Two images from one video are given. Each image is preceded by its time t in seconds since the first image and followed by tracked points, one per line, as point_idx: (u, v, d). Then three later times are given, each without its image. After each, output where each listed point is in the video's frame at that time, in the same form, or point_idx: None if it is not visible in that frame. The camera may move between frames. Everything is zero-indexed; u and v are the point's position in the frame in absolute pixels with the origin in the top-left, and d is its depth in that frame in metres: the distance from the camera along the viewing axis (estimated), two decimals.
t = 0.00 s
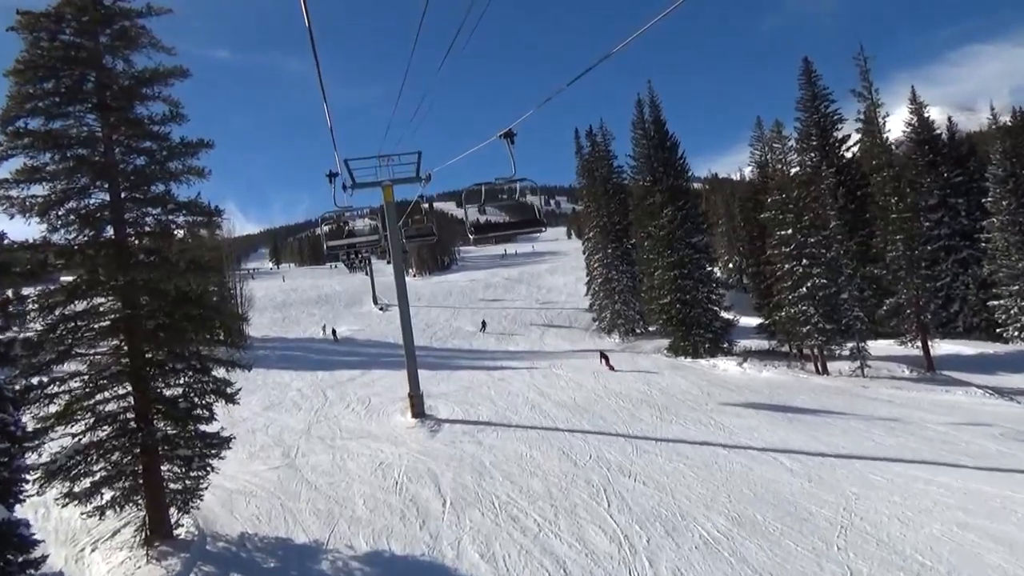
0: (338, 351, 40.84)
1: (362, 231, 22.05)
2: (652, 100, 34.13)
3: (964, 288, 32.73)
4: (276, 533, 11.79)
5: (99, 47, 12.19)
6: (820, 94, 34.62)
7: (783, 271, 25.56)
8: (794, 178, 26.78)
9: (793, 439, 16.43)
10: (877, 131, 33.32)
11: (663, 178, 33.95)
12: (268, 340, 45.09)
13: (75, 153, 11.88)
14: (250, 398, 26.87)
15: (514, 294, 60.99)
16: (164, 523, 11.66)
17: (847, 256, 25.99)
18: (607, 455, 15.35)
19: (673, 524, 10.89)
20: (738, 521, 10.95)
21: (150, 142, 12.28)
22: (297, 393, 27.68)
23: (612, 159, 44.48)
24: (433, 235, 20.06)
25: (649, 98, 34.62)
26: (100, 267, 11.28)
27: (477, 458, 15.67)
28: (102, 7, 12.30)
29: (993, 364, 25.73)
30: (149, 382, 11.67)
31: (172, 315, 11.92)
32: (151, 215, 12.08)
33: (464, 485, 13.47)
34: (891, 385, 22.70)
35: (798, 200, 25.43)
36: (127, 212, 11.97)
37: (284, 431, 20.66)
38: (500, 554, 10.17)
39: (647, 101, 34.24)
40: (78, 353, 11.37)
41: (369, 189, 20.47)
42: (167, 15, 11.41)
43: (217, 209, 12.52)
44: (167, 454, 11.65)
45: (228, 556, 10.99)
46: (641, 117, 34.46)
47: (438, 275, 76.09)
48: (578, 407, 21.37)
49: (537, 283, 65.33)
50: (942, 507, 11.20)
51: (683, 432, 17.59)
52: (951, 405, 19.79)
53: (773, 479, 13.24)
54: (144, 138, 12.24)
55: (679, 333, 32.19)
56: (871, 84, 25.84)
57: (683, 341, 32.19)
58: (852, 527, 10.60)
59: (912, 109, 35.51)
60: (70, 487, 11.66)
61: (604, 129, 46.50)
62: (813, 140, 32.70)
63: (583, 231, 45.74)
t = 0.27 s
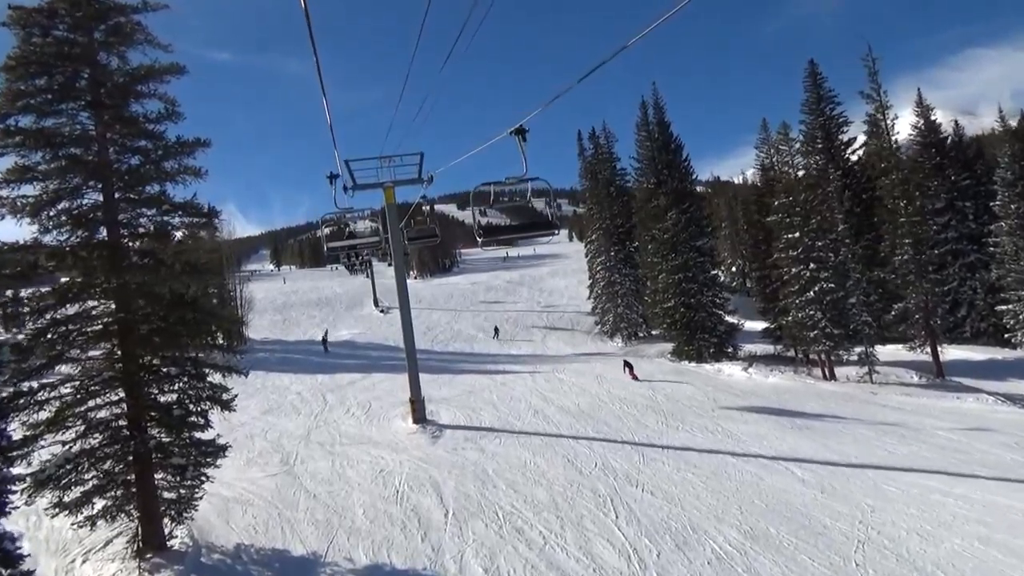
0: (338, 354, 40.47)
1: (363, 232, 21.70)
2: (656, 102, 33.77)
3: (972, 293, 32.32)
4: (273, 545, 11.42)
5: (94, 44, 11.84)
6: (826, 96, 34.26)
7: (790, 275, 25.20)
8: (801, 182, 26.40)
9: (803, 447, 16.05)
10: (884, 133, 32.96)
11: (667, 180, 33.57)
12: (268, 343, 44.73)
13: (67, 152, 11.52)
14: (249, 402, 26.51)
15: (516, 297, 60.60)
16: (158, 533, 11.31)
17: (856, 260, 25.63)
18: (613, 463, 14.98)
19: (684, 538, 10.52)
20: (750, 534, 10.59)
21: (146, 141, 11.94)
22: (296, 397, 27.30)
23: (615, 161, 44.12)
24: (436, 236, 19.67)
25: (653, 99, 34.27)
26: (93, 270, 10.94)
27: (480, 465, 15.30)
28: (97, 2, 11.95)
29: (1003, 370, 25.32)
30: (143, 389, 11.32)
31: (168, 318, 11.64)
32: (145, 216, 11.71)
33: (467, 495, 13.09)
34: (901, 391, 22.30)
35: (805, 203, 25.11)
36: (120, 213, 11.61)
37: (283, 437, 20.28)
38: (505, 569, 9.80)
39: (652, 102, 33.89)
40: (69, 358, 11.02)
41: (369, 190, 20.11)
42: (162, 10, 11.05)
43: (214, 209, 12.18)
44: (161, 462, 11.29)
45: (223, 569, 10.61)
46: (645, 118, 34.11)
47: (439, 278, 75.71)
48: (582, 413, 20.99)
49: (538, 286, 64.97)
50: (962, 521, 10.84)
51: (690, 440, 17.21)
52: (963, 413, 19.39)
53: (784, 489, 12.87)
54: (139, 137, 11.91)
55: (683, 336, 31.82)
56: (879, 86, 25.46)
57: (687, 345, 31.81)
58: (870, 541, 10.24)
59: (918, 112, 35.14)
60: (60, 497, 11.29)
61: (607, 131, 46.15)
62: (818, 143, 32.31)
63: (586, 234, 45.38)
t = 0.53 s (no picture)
0: (338, 355, 40.12)
1: (363, 231, 21.34)
2: (661, 102, 33.41)
3: (979, 296, 31.94)
4: (270, 555, 11.07)
5: (87, 38, 11.48)
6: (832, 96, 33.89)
7: (797, 278, 24.87)
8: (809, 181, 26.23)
9: (813, 454, 15.69)
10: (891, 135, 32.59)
11: (671, 181, 33.20)
12: (268, 344, 44.38)
13: (59, 150, 11.17)
14: (248, 404, 26.16)
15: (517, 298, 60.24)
16: (151, 543, 10.96)
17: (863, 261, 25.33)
18: (619, 470, 14.63)
19: (696, 551, 10.18)
20: (764, 547, 10.25)
21: (140, 138, 11.58)
22: (295, 400, 26.95)
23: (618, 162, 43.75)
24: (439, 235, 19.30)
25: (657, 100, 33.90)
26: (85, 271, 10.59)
27: (483, 472, 14.95)
28: None
29: (1013, 374, 24.94)
30: (137, 394, 10.98)
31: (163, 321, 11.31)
32: (139, 215, 11.37)
33: (470, 503, 12.74)
34: (910, 396, 21.94)
35: (813, 204, 24.96)
36: (113, 212, 11.26)
37: (282, 440, 19.94)
38: None
39: (656, 102, 33.52)
40: (60, 362, 10.67)
41: (370, 190, 19.77)
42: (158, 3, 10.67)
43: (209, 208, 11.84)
44: (155, 470, 10.94)
45: None
46: (649, 119, 33.75)
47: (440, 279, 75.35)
48: (586, 417, 20.63)
49: (540, 287, 64.63)
50: (983, 533, 10.50)
51: (697, 446, 16.84)
52: (974, 419, 19.03)
53: (796, 499, 12.52)
54: (133, 134, 11.55)
55: (687, 339, 31.47)
56: (888, 86, 25.08)
57: (691, 348, 31.44)
58: (888, 555, 9.90)
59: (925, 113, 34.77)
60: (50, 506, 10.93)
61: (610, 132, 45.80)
62: (824, 144, 31.95)
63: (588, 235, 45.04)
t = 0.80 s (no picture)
0: (338, 356, 39.75)
1: (363, 230, 20.99)
2: (665, 101, 33.05)
3: (986, 298, 31.57)
4: (266, 565, 10.72)
5: (80, 31, 11.13)
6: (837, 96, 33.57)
7: (804, 279, 24.55)
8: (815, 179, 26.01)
9: (823, 459, 15.35)
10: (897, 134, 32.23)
11: (675, 181, 32.84)
12: (267, 345, 44.03)
13: (49, 146, 10.81)
14: (246, 406, 25.81)
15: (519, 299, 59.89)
16: (142, 553, 10.61)
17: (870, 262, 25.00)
18: (624, 476, 14.29)
19: (707, 563, 9.85)
20: (777, 558, 9.92)
21: (134, 133, 11.23)
22: (294, 401, 26.60)
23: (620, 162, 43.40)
24: (440, 233, 18.94)
25: (661, 99, 33.55)
26: (76, 271, 10.25)
27: (485, 477, 14.61)
28: None
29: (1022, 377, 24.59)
30: (129, 398, 10.65)
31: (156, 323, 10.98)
32: (132, 214, 11.04)
33: (472, 510, 12.39)
34: (919, 400, 21.58)
35: (820, 204, 24.79)
36: (104, 210, 10.91)
37: (280, 443, 19.59)
38: None
39: (660, 101, 33.16)
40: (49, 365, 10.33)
41: (371, 188, 19.43)
42: None
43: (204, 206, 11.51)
44: (146, 478, 10.57)
45: None
46: (653, 118, 33.40)
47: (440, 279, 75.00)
48: (589, 421, 20.28)
49: (541, 288, 64.26)
50: (1003, 545, 10.17)
51: (703, 451, 16.49)
52: (986, 424, 18.68)
53: (807, 507, 12.19)
54: (126, 130, 11.22)
55: (691, 341, 31.11)
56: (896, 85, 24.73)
57: (695, 350, 31.08)
58: (906, 567, 9.58)
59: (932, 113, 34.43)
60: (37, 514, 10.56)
61: (612, 131, 45.46)
62: (830, 143, 31.58)
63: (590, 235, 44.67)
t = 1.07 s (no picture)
0: (337, 356, 39.40)
1: (362, 228, 20.65)
2: (668, 99, 32.69)
3: (992, 299, 31.27)
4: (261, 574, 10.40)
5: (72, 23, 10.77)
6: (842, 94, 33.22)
7: (809, 280, 24.22)
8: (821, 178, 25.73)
9: (832, 465, 15.04)
10: (902, 134, 31.92)
11: (678, 180, 32.49)
12: (265, 344, 43.64)
13: (39, 140, 10.44)
14: (243, 407, 25.45)
15: (519, 298, 59.55)
16: (134, 562, 10.23)
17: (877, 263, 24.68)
18: (629, 481, 13.95)
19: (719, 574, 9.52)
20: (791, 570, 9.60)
21: (127, 128, 10.87)
22: (292, 402, 26.27)
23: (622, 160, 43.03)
24: (442, 231, 18.61)
25: (664, 97, 33.19)
26: (65, 270, 9.88)
27: (487, 482, 14.27)
28: None
29: None
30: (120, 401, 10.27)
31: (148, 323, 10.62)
32: (123, 211, 10.67)
33: (473, 517, 12.06)
34: (927, 403, 21.25)
35: (828, 204, 24.66)
36: (96, 207, 10.54)
37: (277, 445, 19.25)
38: None
39: (663, 100, 32.79)
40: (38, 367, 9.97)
41: (371, 186, 19.09)
42: None
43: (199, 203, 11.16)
44: (138, 484, 10.19)
45: None
46: (656, 117, 33.04)
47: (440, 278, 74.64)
48: (592, 423, 19.94)
49: (541, 287, 63.92)
50: None
51: (709, 455, 16.15)
52: (996, 428, 18.38)
53: (818, 515, 11.87)
54: (118, 124, 10.85)
55: (694, 342, 30.77)
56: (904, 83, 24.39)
57: (698, 351, 30.74)
58: None
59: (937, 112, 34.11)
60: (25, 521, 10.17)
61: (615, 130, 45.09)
62: (835, 143, 31.27)
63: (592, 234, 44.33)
